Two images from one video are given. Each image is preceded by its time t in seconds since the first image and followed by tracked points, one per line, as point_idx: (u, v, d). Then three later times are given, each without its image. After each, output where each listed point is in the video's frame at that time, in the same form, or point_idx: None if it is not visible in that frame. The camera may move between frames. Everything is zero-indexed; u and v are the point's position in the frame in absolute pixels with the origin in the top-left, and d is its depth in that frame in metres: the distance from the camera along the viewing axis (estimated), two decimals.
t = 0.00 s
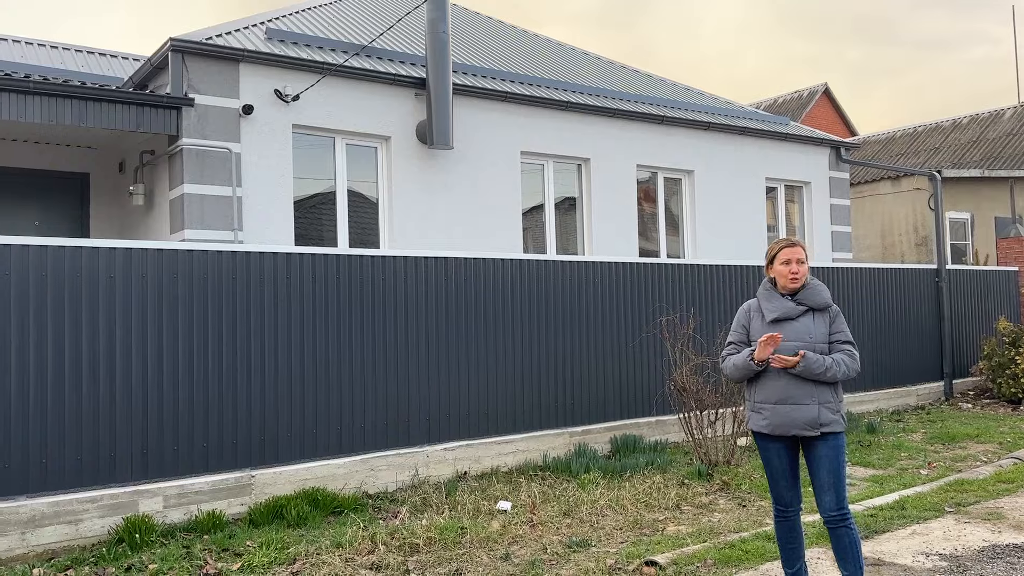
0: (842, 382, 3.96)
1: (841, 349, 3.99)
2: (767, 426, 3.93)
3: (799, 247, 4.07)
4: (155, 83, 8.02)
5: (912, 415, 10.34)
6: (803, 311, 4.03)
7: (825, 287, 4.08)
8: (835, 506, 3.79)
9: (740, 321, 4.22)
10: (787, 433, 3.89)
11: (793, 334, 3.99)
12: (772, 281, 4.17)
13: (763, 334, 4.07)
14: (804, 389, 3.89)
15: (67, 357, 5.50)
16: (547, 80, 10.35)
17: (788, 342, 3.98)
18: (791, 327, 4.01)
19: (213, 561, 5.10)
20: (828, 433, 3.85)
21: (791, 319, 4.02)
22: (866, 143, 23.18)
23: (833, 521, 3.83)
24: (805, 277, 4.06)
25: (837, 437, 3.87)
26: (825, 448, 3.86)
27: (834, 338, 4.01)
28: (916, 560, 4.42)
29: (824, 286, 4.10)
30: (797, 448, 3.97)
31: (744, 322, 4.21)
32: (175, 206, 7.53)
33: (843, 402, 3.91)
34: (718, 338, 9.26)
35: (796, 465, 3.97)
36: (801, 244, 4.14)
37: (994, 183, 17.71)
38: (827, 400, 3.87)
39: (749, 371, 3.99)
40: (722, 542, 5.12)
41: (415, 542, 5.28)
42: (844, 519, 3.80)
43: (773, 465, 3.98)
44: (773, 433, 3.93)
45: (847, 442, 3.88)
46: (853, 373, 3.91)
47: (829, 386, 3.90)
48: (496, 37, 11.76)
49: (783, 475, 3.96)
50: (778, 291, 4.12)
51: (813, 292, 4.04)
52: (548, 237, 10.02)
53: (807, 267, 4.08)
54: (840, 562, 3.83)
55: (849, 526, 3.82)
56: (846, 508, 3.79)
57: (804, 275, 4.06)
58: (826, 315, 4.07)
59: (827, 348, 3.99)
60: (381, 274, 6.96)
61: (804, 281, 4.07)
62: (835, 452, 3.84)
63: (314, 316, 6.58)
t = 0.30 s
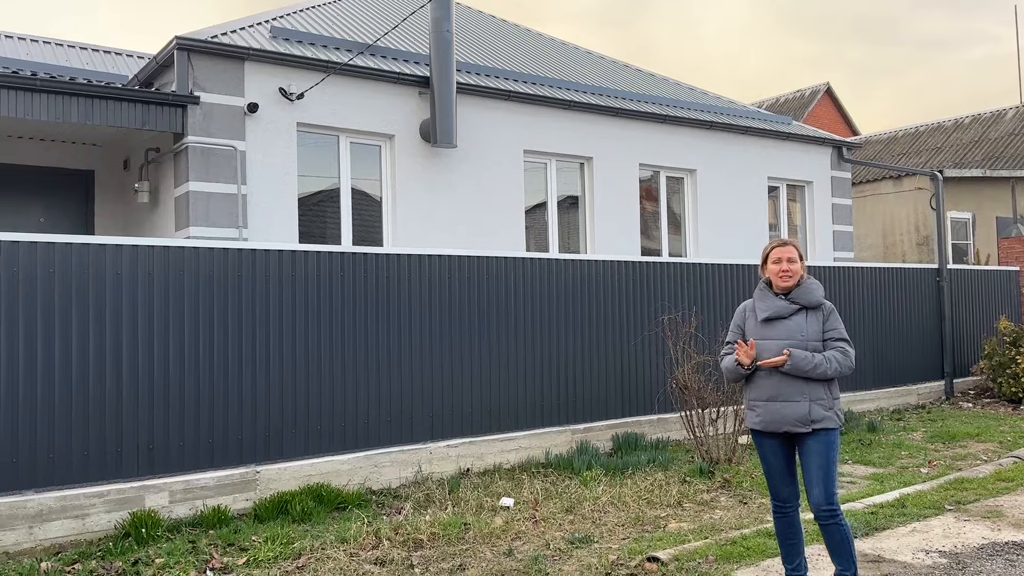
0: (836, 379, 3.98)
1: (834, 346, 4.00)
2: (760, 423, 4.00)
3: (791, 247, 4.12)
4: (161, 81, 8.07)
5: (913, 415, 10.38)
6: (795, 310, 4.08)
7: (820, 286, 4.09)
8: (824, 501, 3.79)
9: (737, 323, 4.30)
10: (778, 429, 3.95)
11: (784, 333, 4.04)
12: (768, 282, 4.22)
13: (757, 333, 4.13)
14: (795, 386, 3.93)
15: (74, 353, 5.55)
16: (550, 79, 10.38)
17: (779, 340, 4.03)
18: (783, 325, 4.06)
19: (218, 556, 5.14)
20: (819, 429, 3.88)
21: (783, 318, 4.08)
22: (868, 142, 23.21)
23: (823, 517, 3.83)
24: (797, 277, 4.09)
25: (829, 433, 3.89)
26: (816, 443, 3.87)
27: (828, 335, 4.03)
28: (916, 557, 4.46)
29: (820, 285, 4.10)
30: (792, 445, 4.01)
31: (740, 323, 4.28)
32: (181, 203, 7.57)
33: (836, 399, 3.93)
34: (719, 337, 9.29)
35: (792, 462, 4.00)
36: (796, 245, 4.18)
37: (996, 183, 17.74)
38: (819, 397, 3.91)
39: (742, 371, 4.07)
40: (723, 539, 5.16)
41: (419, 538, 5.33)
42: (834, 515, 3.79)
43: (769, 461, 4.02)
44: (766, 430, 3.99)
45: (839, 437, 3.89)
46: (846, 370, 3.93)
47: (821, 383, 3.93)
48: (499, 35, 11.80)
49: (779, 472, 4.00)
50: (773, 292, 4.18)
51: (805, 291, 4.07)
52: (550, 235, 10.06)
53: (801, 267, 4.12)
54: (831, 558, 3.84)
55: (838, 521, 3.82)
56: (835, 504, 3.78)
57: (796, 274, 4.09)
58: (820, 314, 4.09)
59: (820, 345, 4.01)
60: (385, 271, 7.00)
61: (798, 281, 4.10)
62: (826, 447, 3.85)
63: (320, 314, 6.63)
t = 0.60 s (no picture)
0: (834, 377, 4.00)
1: (832, 344, 4.02)
2: (756, 420, 4.03)
3: (790, 246, 4.15)
4: (161, 77, 8.08)
5: (911, 412, 10.42)
6: (792, 309, 4.10)
7: (818, 285, 4.11)
8: (812, 498, 3.82)
9: (736, 321, 4.33)
10: (774, 426, 3.97)
11: (782, 331, 4.06)
12: (767, 281, 4.24)
13: (755, 331, 4.16)
14: (791, 384, 3.96)
15: (75, 349, 5.56)
16: (550, 76, 10.40)
17: (777, 338, 4.05)
18: (780, 323, 4.09)
19: (219, 551, 5.16)
20: (815, 427, 3.90)
21: (780, 316, 4.10)
22: (866, 141, 23.24)
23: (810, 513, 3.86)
24: (796, 276, 4.12)
25: (823, 431, 3.91)
26: (810, 440, 3.90)
27: (825, 333, 4.04)
28: (913, 554, 4.50)
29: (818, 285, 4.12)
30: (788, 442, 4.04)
31: (739, 321, 4.32)
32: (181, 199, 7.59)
33: (833, 396, 3.94)
34: (718, 334, 9.32)
35: (788, 459, 4.04)
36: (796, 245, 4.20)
37: (994, 182, 17.77)
38: (815, 395, 3.92)
39: (742, 369, 4.09)
40: (721, 535, 5.19)
41: (419, 533, 5.36)
42: (819, 512, 3.82)
43: (766, 458, 4.06)
44: (763, 427, 4.01)
45: (833, 436, 3.92)
46: (842, 367, 3.94)
47: (817, 381, 3.95)
48: (500, 33, 11.81)
49: (776, 469, 4.03)
50: (771, 290, 4.20)
51: (803, 290, 4.09)
52: (550, 232, 10.08)
53: (800, 267, 4.14)
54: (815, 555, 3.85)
55: (825, 519, 3.84)
56: (822, 501, 3.81)
57: (795, 273, 4.12)
58: (818, 312, 4.11)
59: (817, 343, 4.03)
60: (386, 268, 7.03)
61: (796, 280, 4.12)
62: (819, 444, 3.89)
63: (321, 311, 6.66)
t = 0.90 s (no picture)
0: (827, 375, 4.01)
1: (827, 341, 4.03)
2: (748, 416, 4.05)
3: (786, 243, 4.16)
4: (156, 70, 8.04)
5: (903, 407, 10.47)
6: (788, 305, 4.12)
7: (814, 282, 4.13)
8: (805, 497, 3.86)
9: (731, 315, 4.36)
10: (766, 423, 3.99)
11: (777, 328, 4.08)
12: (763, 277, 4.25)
13: (750, 327, 4.19)
14: (785, 380, 3.98)
15: (69, 342, 5.55)
16: (546, 71, 10.39)
17: (771, 335, 4.08)
18: (775, 320, 4.11)
19: (214, 544, 5.17)
20: (807, 425, 3.92)
21: (776, 313, 4.12)
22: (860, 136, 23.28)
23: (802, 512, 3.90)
24: (791, 272, 4.13)
25: (816, 430, 3.93)
26: (803, 439, 3.93)
27: (820, 331, 4.06)
28: (904, 547, 4.53)
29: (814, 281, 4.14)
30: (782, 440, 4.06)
31: (734, 316, 4.34)
32: (175, 192, 7.56)
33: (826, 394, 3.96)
34: (712, 329, 9.35)
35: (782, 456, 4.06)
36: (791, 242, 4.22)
37: (987, 177, 17.84)
38: (808, 392, 3.94)
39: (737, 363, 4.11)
40: (714, 528, 5.22)
41: (413, 526, 5.38)
42: (811, 510, 3.86)
43: (760, 455, 4.09)
44: (755, 423, 4.03)
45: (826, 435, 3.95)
46: (836, 365, 3.95)
47: (811, 378, 3.96)
48: (495, 26, 11.77)
49: (769, 466, 4.07)
50: (767, 286, 4.22)
51: (799, 287, 4.10)
52: (545, 227, 10.08)
53: (795, 263, 4.16)
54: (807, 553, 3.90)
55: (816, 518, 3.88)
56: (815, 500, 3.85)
57: (791, 270, 4.13)
58: (813, 309, 4.12)
59: (812, 340, 4.04)
60: (381, 262, 7.03)
61: (792, 276, 4.14)
62: (813, 443, 3.91)
63: (316, 305, 6.65)
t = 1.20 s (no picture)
0: (815, 368, 4.03)
1: (815, 333, 4.04)
2: (735, 408, 4.07)
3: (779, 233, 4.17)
4: (144, 58, 7.98)
5: (892, 398, 10.53)
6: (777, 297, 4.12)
7: (805, 274, 4.14)
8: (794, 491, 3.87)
9: (721, 306, 4.37)
10: (753, 415, 4.01)
11: (766, 318, 4.09)
12: (754, 267, 4.27)
13: (739, 318, 4.20)
14: (772, 372, 3.99)
15: (57, 332, 5.52)
16: (538, 61, 10.35)
17: (760, 326, 4.09)
18: (764, 311, 4.12)
19: (203, 534, 5.16)
20: (795, 417, 3.92)
21: (765, 303, 4.13)
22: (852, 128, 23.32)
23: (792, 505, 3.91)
24: (783, 263, 4.14)
25: (805, 423, 3.94)
26: (792, 432, 3.93)
27: (810, 322, 4.07)
28: (891, 536, 4.56)
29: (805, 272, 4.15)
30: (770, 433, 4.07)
31: (724, 306, 4.36)
32: (164, 181, 7.52)
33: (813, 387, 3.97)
34: (703, 320, 9.37)
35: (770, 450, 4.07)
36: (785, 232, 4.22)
37: (977, 170, 17.91)
38: (796, 384, 3.95)
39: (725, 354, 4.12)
40: (703, 517, 5.24)
41: (404, 516, 5.38)
42: (801, 503, 3.87)
43: (748, 449, 4.09)
44: (742, 415, 4.05)
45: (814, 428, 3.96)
46: (825, 356, 3.97)
47: (799, 370, 3.98)
48: (487, 16, 11.73)
49: (758, 461, 4.08)
50: (758, 277, 4.23)
51: (790, 278, 4.11)
52: (537, 218, 10.07)
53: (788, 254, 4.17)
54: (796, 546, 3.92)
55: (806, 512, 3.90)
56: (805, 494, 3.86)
57: (783, 260, 4.15)
58: (804, 301, 4.13)
59: (801, 332, 4.05)
60: (372, 252, 7.01)
61: (783, 267, 4.15)
62: (802, 437, 3.92)
63: (306, 295, 6.63)
